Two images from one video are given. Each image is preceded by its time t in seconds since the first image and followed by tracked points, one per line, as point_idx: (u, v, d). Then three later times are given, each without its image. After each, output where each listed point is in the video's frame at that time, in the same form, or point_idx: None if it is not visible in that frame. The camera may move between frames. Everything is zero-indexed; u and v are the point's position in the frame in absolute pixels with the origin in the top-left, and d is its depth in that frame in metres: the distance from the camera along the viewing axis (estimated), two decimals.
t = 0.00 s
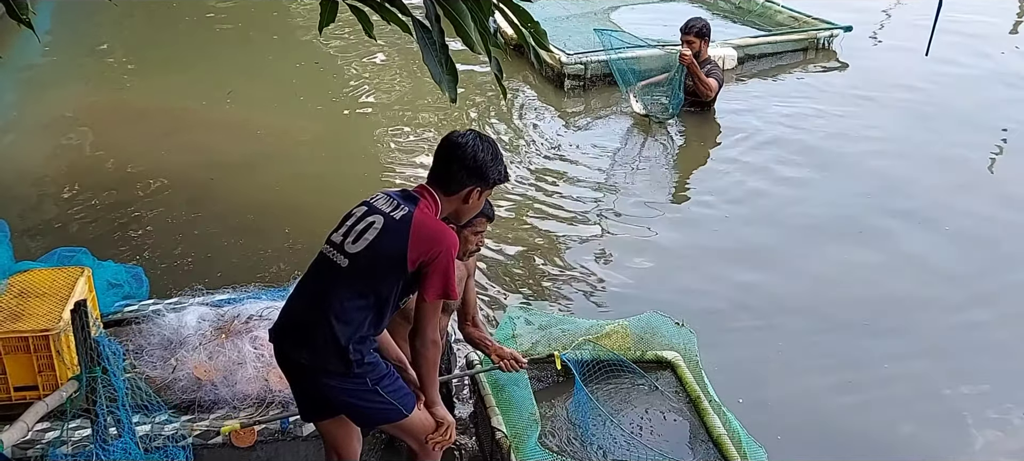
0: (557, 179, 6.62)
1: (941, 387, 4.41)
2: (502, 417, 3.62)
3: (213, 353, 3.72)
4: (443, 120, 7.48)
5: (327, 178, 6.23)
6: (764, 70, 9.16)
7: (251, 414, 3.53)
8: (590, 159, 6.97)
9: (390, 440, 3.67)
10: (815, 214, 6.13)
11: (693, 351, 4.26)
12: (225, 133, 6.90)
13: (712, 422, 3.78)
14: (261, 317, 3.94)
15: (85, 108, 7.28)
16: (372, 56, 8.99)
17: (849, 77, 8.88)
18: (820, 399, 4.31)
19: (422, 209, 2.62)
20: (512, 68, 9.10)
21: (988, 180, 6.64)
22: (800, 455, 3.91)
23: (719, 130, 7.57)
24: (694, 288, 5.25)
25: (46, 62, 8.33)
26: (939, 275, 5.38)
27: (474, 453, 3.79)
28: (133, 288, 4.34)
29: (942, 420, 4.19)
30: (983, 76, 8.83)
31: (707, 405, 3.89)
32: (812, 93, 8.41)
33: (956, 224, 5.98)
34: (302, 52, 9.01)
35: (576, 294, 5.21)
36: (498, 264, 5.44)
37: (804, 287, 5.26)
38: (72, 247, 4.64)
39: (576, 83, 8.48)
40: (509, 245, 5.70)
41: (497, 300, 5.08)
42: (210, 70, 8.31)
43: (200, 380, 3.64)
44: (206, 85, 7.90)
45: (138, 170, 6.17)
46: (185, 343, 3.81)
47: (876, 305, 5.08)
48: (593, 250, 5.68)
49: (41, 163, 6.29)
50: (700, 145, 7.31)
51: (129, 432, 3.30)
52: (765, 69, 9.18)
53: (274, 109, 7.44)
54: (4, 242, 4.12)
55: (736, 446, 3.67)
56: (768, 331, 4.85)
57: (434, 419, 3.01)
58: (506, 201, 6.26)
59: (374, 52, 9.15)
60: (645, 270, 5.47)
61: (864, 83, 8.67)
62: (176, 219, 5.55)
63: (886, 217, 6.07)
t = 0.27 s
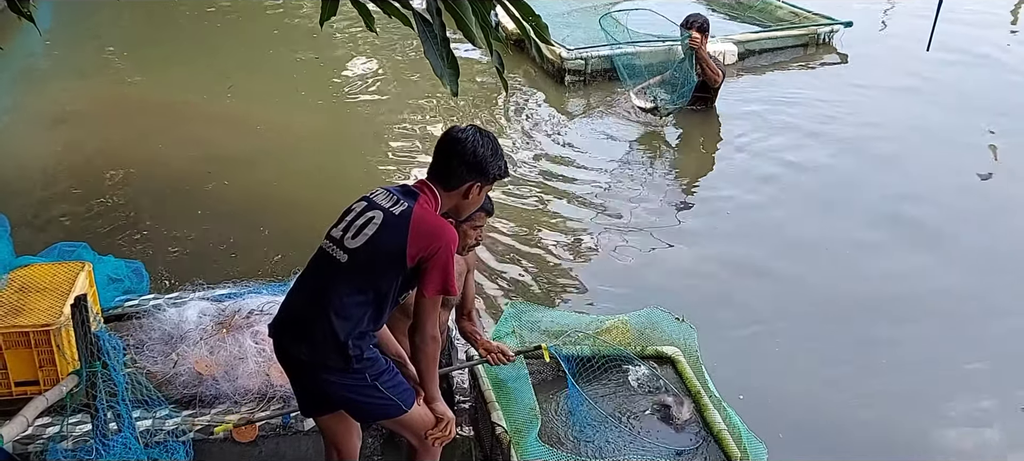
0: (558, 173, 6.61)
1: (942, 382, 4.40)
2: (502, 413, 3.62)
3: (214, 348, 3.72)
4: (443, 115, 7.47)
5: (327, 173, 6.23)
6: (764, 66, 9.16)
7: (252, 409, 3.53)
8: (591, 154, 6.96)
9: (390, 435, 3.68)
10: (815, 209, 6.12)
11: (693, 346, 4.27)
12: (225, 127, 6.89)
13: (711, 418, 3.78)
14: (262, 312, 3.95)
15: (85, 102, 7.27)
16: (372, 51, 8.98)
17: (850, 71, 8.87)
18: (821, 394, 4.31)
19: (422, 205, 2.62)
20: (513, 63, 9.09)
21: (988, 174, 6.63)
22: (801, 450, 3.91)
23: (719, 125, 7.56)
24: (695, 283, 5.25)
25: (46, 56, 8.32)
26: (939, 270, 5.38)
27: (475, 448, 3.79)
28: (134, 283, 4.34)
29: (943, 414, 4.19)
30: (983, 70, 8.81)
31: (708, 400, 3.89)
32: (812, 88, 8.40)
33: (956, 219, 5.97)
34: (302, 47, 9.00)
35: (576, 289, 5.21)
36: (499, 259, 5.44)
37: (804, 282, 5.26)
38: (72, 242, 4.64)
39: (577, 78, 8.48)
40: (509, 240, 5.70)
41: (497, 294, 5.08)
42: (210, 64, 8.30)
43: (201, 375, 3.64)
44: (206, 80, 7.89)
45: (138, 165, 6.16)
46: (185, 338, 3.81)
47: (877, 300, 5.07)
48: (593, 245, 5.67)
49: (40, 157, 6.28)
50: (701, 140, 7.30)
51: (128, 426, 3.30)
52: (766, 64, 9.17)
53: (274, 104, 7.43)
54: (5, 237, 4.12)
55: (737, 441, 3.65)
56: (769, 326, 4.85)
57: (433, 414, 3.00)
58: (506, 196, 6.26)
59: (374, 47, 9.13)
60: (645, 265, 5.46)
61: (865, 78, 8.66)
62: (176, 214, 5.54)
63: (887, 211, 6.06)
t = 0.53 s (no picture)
0: (557, 172, 6.62)
1: (941, 380, 4.41)
2: (502, 412, 3.62)
3: (214, 347, 3.72)
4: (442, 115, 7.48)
5: (326, 171, 6.23)
6: (763, 64, 9.17)
7: (252, 408, 3.53)
8: (590, 153, 6.97)
9: (389, 434, 3.68)
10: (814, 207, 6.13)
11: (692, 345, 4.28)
12: (224, 126, 6.89)
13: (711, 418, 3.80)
14: (262, 311, 3.95)
15: (83, 101, 7.26)
16: (371, 50, 8.98)
17: (849, 70, 8.88)
18: (821, 391, 4.31)
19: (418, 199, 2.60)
20: (512, 62, 9.10)
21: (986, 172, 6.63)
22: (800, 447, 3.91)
23: (718, 124, 7.57)
24: (694, 282, 5.26)
25: (44, 55, 8.31)
26: (938, 268, 5.38)
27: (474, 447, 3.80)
28: (133, 283, 4.34)
29: (941, 412, 4.19)
30: (982, 69, 8.83)
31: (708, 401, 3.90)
32: (811, 87, 8.41)
33: (955, 217, 5.98)
34: (302, 45, 9.00)
35: (576, 287, 5.21)
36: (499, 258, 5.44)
37: (803, 280, 5.27)
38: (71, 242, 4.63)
39: (575, 77, 8.49)
40: (508, 239, 5.70)
41: (497, 293, 5.08)
42: (209, 63, 8.30)
43: (201, 374, 3.63)
44: (204, 78, 7.89)
45: (136, 164, 6.16)
46: (185, 337, 3.81)
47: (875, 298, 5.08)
48: (593, 244, 5.68)
49: (39, 156, 6.28)
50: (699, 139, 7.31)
51: (128, 426, 3.31)
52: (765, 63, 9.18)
53: (273, 103, 7.43)
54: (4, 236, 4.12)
55: (737, 441, 3.66)
56: (768, 324, 4.85)
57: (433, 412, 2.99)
58: (505, 195, 6.26)
59: (374, 45, 9.14)
60: (645, 263, 5.47)
61: (863, 76, 8.67)
62: (174, 213, 5.54)
63: (886, 210, 6.08)
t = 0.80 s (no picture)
0: (557, 172, 6.62)
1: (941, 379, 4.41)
2: (503, 410, 3.62)
3: (215, 347, 3.72)
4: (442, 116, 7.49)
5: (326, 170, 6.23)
6: (762, 64, 9.17)
7: (254, 408, 3.52)
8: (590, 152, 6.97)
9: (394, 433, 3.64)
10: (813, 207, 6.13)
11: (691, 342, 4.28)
12: (224, 125, 6.89)
13: (710, 415, 3.77)
14: (263, 311, 3.96)
15: (83, 100, 7.26)
16: (371, 49, 8.98)
17: (848, 69, 8.89)
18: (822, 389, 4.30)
19: (359, 162, 2.46)
20: (511, 61, 9.10)
21: (986, 171, 6.64)
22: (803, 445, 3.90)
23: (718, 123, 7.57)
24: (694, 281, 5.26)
25: (43, 55, 8.31)
26: (937, 268, 5.39)
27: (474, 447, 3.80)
28: (133, 282, 4.33)
29: (941, 410, 4.19)
30: (981, 68, 8.84)
31: (708, 397, 3.87)
32: (810, 87, 8.41)
33: (955, 217, 5.98)
34: (301, 45, 9.01)
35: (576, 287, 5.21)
36: (499, 257, 5.44)
37: (802, 280, 5.27)
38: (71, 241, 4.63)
39: (575, 76, 8.49)
40: (508, 238, 5.70)
41: (498, 292, 5.08)
42: (209, 63, 8.30)
43: (202, 373, 3.63)
44: (204, 78, 7.89)
45: (136, 164, 6.16)
46: (186, 337, 3.81)
47: (875, 297, 5.09)
48: (593, 243, 5.68)
49: (39, 155, 6.27)
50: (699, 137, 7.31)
51: (128, 425, 3.30)
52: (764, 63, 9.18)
53: (273, 102, 7.43)
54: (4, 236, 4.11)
55: (736, 440, 3.64)
56: (769, 323, 4.85)
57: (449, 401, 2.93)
58: (505, 194, 6.26)
59: (373, 45, 9.14)
60: (645, 263, 5.47)
61: (863, 76, 8.68)
62: (175, 213, 5.53)
63: (885, 210, 6.08)
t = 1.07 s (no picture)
0: (557, 171, 6.61)
1: (943, 378, 4.40)
2: (503, 411, 3.62)
3: (216, 347, 3.72)
4: (442, 115, 7.48)
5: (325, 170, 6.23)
6: (763, 64, 9.17)
7: (255, 408, 3.53)
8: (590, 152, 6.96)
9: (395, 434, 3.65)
10: (813, 206, 6.13)
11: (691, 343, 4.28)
12: (224, 125, 6.89)
13: (710, 415, 3.79)
14: (264, 311, 3.96)
15: (83, 100, 7.26)
16: (371, 50, 8.98)
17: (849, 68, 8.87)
18: (823, 388, 4.30)
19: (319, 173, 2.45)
20: (512, 61, 9.09)
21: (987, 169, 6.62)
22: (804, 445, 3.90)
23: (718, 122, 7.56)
24: (694, 281, 5.26)
25: (43, 55, 8.31)
26: (939, 266, 5.38)
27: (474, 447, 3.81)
28: (134, 283, 4.33)
29: (942, 409, 4.19)
30: (982, 66, 8.81)
31: (708, 397, 3.88)
32: (811, 85, 8.41)
33: (957, 215, 5.97)
34: (302, 45, 9.01)
35: (577, 286, 5.21)
36: (499, 257, 5.44)
37: (803, 279, 5.26)
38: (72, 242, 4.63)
39: (575, 76, 8.49)
40: (508, 238, 5.69)
41: (498, 292, 5.08)
42: (210, 63, 8.30)
43: (203, 374, 3.63)
44: (204, 78, 7.89)
45: (136, 164, 6.16)
46: (187, 337, 3.82)
47: (875, 296, 5.08)
48: (593, 243, 5.67)
49: (39, 156, 6.27)
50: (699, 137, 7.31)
51: (129, 426, 3.29)
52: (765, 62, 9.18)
53: (273, 102, 7.43)
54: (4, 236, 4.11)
55: (737, 439, 3.66)
56: (770, 322, 4.85)
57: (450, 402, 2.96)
58: (506, 194, 6.26)
59: (373, 45, 9.14)
60: (646, 263, 5.46)
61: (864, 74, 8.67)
62: (175, 213, 5.53)
63: (887, 208, 6.07)
